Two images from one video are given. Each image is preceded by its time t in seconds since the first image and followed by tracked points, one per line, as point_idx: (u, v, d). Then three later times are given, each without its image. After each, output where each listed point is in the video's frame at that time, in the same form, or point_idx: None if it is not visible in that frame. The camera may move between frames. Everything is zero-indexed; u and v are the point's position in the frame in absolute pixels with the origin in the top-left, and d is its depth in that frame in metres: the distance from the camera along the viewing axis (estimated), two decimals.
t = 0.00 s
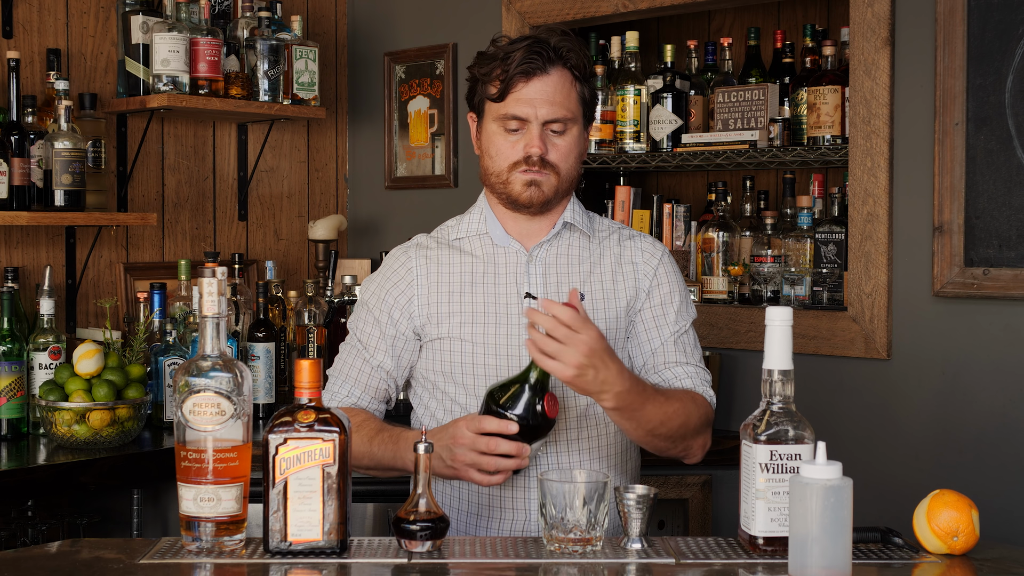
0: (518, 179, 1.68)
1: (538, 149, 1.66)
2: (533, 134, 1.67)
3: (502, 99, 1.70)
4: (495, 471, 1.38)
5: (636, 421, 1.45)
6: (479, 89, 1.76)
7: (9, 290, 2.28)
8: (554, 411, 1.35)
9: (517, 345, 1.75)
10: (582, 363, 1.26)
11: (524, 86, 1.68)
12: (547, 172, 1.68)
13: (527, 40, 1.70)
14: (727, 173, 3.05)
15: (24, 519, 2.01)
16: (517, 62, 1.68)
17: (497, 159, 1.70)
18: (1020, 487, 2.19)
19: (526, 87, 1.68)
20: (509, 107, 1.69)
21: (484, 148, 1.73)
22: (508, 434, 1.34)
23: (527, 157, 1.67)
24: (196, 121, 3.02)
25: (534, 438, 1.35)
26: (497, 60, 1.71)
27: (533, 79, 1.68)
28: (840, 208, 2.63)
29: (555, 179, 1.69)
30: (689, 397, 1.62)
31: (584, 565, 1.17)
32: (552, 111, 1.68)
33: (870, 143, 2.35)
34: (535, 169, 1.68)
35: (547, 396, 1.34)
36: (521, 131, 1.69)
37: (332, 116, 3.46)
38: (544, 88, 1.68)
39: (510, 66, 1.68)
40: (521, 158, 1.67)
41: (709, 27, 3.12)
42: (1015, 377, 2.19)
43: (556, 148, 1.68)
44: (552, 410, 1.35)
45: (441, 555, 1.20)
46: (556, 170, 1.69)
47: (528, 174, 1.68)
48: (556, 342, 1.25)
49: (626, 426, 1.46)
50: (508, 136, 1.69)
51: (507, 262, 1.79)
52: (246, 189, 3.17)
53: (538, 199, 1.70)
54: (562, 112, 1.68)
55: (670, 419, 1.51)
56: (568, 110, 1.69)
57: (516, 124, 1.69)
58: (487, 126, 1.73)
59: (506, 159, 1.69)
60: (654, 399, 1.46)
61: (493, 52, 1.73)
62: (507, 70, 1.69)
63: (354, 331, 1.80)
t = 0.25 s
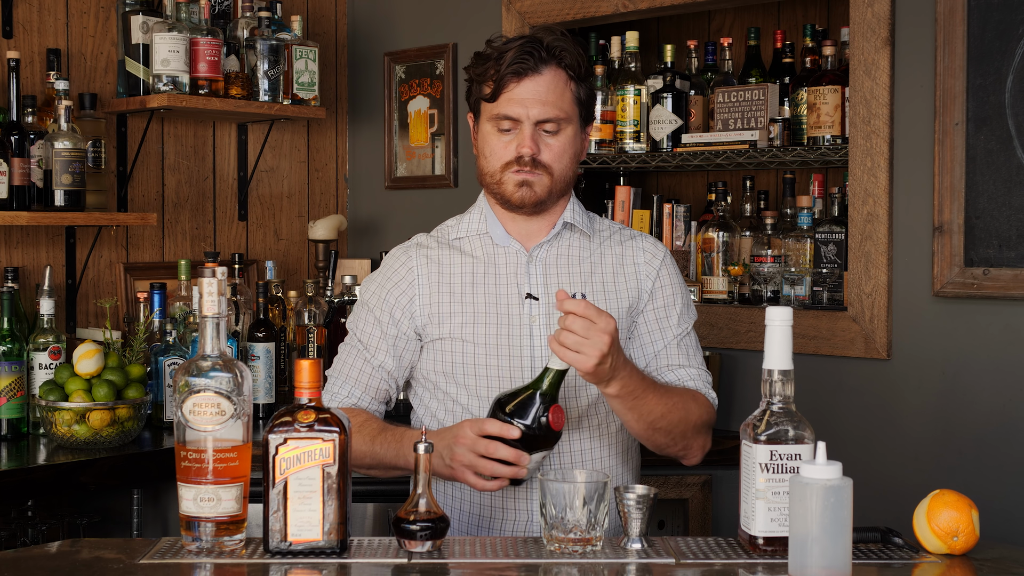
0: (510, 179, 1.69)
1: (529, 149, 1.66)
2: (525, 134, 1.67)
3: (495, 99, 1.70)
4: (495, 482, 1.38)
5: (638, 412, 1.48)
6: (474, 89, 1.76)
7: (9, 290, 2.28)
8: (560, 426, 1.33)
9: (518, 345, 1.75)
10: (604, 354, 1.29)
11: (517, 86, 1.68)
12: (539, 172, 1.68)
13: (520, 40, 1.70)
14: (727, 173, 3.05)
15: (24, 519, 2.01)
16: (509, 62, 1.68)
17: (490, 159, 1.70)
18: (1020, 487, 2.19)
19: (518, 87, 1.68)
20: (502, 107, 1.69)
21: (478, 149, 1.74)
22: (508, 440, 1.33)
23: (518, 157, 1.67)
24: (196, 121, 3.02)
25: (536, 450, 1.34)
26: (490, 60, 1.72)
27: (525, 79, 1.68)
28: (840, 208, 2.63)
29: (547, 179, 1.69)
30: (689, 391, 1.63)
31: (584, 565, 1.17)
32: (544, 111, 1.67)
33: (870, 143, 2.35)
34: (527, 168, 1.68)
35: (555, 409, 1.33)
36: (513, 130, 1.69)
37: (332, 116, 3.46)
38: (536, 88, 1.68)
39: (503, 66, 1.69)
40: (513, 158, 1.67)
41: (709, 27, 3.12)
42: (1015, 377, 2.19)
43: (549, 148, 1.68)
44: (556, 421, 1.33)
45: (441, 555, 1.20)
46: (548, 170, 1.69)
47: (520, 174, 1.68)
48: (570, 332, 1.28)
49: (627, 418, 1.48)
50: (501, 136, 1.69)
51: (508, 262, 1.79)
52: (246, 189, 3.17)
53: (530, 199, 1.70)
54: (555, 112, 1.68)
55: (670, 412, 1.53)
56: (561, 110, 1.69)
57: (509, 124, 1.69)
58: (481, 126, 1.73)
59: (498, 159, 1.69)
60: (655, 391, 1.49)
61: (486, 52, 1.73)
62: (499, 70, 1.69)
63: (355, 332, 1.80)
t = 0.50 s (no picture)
0: (511, 179, 1.69)
1: (530, 149, 1.66)
2: (526, 133, 1.67)
3: (496, 98, 1.70)
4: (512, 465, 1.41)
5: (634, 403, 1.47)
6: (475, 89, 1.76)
7: (9, 290, 2.28)
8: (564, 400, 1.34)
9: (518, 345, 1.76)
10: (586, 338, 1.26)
11: (518, 86, 1.68)
12: (540, 171, 1.68)
13: (521, 40, 1.70)
14: (727, 173, 3.05)
15: (25, 519, 2.01)
16: (511, 61, 1.68)
17: (490, 158, 1.70)
18: (1020, 487, 2.19)
19: (519, 87, 1.68)
20: (503, 107, 1.69)
21: (479, 148, 1.74)
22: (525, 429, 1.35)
23: (519, 157, 1.67)
24: (197, 121, 3.02)
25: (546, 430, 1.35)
26: (491, 60, 1.72)
27: (526, 78, 1.68)
28: (840, 208, 2.63)
29: (547, 179, 1.69)
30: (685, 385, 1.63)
31: (584, 565, 1.17)
32: (545, 111, 1.68)
33: (870, 143, 2.35)
34: (528, 168, 1.68)
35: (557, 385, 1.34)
36: (514, 130, 1.69)
37: (332, 115, 3.46)
38: (537, 88, 1.68)
39: (504, 66, 1.69)
40: (514, 158, 1.67)
41: (709, 27, 3.12)
42: (1015, 377, 2.19)
43: (549, 148, 1.68)
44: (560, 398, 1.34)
45: (441, 555, 1.20)
46: (549, 170, 1.69)
47: (521, 173, 1.68)
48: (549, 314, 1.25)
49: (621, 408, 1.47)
50: (502, 136, 1.69)
51: (507, 262, 1.79)
52: (246, 189, 3.17)
53: (530, 198, 1.69)
54: (555, 112, 1.68)
55: (666, 405, 1.52)
56: (562, 110, 1.69)
57: (510, 123, 1.69)
58: (482, 125, 1.73)
59: (498, 159, 1.69)
60: (651, 382, 1.47)
61: (488, 51, 1.73)
62: (500, 70, 1.69)
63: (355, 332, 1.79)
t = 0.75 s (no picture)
0: (512, 179, 1.69)
1: (531, 149, 1.66)
2: (527, 134, 1.67)
3: (497, 98, 1.70)
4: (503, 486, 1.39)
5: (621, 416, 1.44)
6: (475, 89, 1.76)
7: (9, 290, 2.28)
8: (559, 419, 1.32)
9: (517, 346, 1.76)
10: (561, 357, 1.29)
11: (519, 87, 1.68)
12: (541, 172, 1.69)
13: (523, 40, 1.69)
14: (727, 173, 3.05)
15: (24, 519, 2.01)
16: (512, 61, 1.68)
17: (491, 159, 1.70)
18: (1020, 487, 2.19)
19: (521, 87, 1.68)
20: (504, 107, 1.69)
21: (479, 148, 1.74)
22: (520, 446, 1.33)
23: (520, 158, 1.67)
24: (196, 121, 3.02)
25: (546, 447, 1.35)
26: (492, 59, 1.71)
27: (528, 79, 1.68)
28: (840, 208, 2.63)
29: (548, 180, 1.69)
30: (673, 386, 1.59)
31: (584, 565, 1.17)
32: (547, 112, 1.67)
33: (870, 143, 2.35)
34: (529, 169, 1.68)
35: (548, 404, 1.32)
36: (515, 131, 1.69)
37: (332, 115, 3.46)
38: (538, 89, 1.68)
39: (505, 66, 1.68)
40: (515, 158, 1.67)
41: (709, 27, 3.12)
42: (1015, 377, 2.19)
43: (550, 149, 1.68)
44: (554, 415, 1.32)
45: (441, 555, 1.20)
46: (550, 171, 1.69)
47: (522, 174, 1.68)
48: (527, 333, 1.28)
49: (608, 420, 1.45)
50: (503, 136, 1.69)
51: (506, 263, 1.80)
52: (246, 189, 3.17)
53: (531, 199, 1.70)
54: (557, 113, 1.68)
55: (655, 410, 1.49)
56: (563, 111, 1.69)
57: (511, 124, 1.69)
58: (483, 126, 1.73)
59: (499, 159, 1.69)
60: (634, 390, 1.44)
61: (488, 51, 1.73)
62: (502, 70, 1.69)
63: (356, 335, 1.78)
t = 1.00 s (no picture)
0: (508, 178, 1.69)
1: (528, 148, 1.66)
2: (524, 133, 1.67)
3: (493, 97, 1.70)
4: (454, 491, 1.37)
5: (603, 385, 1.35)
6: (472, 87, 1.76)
7: (9, 290, 2.28)
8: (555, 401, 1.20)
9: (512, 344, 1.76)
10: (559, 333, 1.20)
11: (516, 85, 1.68)
12: (537, 171, 1.69)
13: (519, 38, 1.69)
14: (727, 173, 3.05)
15: (24, 519, 2.01)
16: (508, 60, 1.68)
17: (487, 157, 1.71)
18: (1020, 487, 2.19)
19: (517, 86, 1.68)
20: (500, 106, 1.69)
21: (475, 147, 1.74)
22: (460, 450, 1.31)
23: (517, 156, 1.67)
24: (196, 121, 3.02)
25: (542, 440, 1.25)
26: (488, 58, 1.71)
27: (524, 77, 1.68)
28: (840, 208, 2.63)
29: (544, 179, 1.69)
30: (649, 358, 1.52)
31: (584, 565, 1.17)
32: (543, 110, 1.67)
33: (870, 143, 2.35)
34: (525, 168, 1.68)
35: (543, 386, 1.20)
36: (511, 129, 1.69)
37: (332, 115, 3.46)
38: (535, 87, 1.68)
39: (501, 65, 1.68)
40: (511, 157, 1.67)
41: (709, 27, 3.11)
42: (1015, 377, 2.19)
43: (547, 148, 1.68)
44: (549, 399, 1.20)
45: (441, 555, 1.20)
46: (546, 169, 1.69)
47: (518, 173, 1.68)
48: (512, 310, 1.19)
49: (593, 399, 1.37)
50: (499, 135, 1.69)
51: (501, 263, 1.80)
52: (246, 189, 3.17)
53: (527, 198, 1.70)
54: (553, 111, 1.68)
55: (638, 380, 1.40)
56: (559, 109, 1.69)
57: (507, 122, 1.69)
58: (479, 124, 1.73)
59: (495, 158, 1.69)
60: (615, 361, 1.37)
61: (485, 50, 1.73)
62: (498, 69, 1.68)
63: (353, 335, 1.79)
